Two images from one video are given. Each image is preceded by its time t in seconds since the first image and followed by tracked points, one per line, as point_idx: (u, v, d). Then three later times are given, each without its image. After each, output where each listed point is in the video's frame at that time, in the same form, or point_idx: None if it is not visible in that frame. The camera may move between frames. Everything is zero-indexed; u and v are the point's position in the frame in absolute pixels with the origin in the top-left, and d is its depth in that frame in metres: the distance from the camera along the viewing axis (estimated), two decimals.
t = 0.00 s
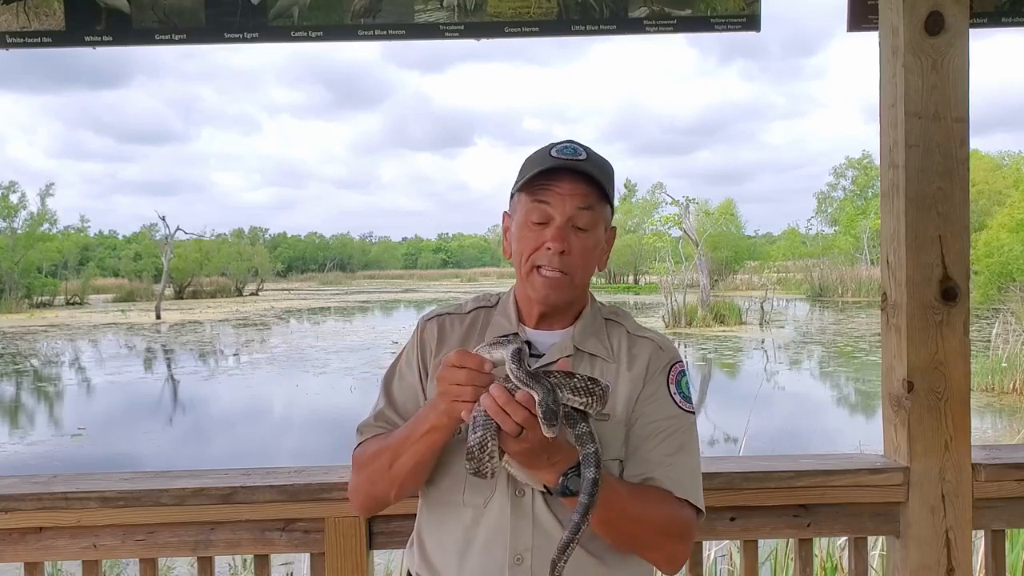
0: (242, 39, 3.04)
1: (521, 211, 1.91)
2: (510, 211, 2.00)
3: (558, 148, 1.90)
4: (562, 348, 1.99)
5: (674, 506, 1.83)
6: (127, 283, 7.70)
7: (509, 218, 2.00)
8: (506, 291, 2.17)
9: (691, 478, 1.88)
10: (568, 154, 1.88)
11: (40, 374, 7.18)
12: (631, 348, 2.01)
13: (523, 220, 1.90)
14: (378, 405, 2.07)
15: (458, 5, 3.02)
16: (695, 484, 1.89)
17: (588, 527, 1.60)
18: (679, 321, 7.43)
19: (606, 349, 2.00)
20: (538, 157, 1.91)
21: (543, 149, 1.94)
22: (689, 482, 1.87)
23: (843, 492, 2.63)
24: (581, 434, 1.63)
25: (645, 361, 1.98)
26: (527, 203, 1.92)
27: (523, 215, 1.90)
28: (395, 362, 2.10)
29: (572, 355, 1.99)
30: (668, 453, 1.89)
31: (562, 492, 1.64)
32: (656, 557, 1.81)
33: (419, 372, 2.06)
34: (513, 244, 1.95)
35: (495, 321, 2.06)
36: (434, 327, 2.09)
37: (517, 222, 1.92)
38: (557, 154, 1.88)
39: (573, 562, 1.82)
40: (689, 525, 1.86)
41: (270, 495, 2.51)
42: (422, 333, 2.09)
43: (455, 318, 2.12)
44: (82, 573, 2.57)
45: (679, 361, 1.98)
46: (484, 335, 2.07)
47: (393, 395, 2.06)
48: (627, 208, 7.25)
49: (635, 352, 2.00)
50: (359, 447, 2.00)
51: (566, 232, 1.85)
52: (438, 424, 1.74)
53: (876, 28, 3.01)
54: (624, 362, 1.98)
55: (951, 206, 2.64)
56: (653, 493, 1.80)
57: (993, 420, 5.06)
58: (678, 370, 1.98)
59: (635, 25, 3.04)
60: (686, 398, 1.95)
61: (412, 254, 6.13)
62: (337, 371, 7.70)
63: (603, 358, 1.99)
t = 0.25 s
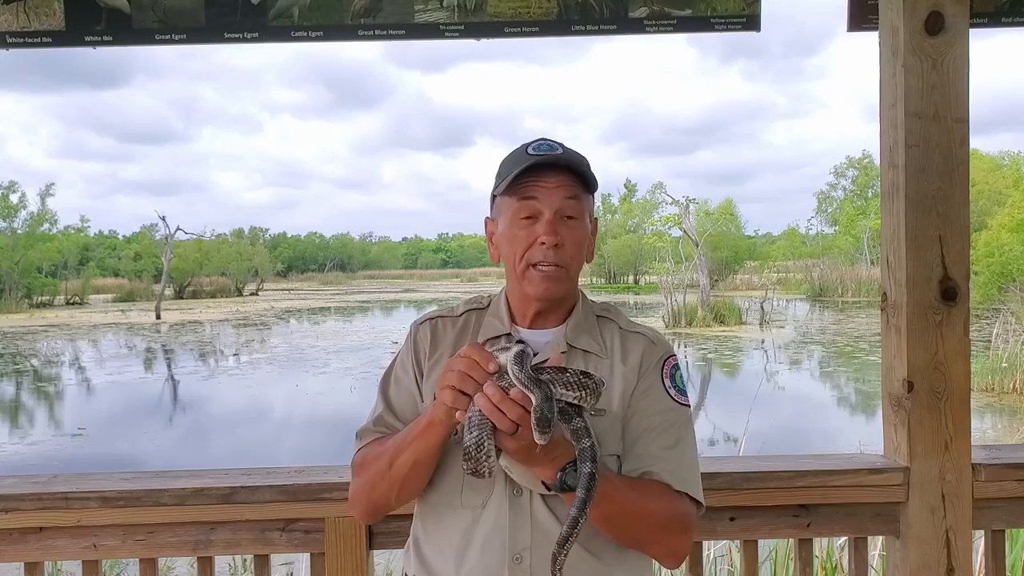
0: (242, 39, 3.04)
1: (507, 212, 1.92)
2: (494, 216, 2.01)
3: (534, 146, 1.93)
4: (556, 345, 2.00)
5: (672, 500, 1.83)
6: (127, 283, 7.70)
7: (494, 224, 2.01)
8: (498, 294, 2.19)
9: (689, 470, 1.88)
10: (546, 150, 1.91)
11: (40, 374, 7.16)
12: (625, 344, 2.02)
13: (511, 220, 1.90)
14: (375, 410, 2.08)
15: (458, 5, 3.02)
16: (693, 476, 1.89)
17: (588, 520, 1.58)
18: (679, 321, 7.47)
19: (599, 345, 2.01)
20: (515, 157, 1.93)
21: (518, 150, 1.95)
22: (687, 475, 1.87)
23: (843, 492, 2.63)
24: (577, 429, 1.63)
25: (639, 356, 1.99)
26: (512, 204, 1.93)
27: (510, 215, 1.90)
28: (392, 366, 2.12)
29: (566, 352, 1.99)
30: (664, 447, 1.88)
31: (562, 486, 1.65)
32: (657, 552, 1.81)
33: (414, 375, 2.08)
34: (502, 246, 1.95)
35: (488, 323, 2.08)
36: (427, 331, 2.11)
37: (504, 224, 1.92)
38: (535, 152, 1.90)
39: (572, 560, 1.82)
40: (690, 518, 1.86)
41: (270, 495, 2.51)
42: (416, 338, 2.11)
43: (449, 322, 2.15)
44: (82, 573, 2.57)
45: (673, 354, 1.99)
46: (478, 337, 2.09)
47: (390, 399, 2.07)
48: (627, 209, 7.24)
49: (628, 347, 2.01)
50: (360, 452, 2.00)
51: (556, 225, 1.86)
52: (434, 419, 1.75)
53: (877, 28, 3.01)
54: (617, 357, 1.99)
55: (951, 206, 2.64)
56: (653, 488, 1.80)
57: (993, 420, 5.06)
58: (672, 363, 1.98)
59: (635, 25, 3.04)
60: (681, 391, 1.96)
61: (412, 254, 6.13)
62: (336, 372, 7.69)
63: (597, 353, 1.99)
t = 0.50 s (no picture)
0: (242, 39, 3.03)
1: (493, 222, 1.92)
2: (477, 224, 2.00)
3: (512, 151, 1.93)
4: (545, 345, 2.01)
5: (673, 494, 1.82)
6: (127, 283, 7.70)
7: (477, 231, 2.00)
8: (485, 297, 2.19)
9: (684, 463, 1.87)
10: (525, 154, 1.91)
11: (40, 374, 7.15)
12: (614, 340, 2.03)
13: (499, 228, 1.90)
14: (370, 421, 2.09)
15: (458, 5, 3.02)
16: (688, 469, 1.88)
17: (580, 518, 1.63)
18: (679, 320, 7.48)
19: (588, 342, 2.01)
20: (495, 164, 1.93)
21: (496, 156, 1.95)
22: (682, 468, 1.86)
23: (843, 492, 2.63)
24: (575, 426, 1.62)
25: (628, 351, 1.99)
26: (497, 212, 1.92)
27: (497, 224, 1.91)
28: (383, 377, 2.13)
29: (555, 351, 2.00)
30: (657, 441, 1.88)
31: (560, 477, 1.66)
32: (658, 546, 1.82)
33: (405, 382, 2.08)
34: (491, 254, 1.95)
35: (476, 327, 2.08)
36: (415, 338, 2.11)
37: (491, 232, 1.92)
38: (514, 157, 1.91)
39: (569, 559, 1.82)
40: (689, 512, 1.86)
41: (270, 495, 2.51)
42: (405, 345, 2.11)
43: (437, 327, 2.14)
44: (82, 573, 2.57)
45: (662, 349, 1.99)
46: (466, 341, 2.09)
47: (383, 408, 2.09)
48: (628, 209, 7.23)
49: (617, 343, 2.02)
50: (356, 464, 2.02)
51: (545, 229, 1.87)
52: (431, 425, 1.78)
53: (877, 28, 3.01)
54: (607, 354, 2.00)
55: (951, 207, 2.64)
56: (652, 481, 1.80)
57: (993, 420, 5.07)
58: (662, 358, 1.98)
59: (635, 25, 3.04)
60: (672, 384, 1.95)
61: (412, 254, 6.13)
62: (336, 372, 7.68)
63: (586, 351, 2.00)
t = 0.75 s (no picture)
0: (242, 39, 3.03)
1: (483, 225, 1.91)
2: (466, 227, 2.00)
3: (499, 155, 1.94)
4: (537, 345, 2.01)
5: (673, 488, 1.84)
6: (127, 283, 7.70)
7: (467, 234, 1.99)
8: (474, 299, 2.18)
9: (682, 458, 1.88)
10: (512, 156, 1.93)
11: (40, 374, 7.16)
12: (607, 338, 2.02)
13: (492, 231, 1.90)
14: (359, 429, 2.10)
15: (458, 5, 3.02)
16: (685, 464, 1.89)
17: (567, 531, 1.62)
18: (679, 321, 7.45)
19: (581, 341, 2.01)
20: (484, 168, 1.94)
21: (483, 160, 1.96)
22: (680, 463, 1.87)
23: (843, 492, 2.63)
24: (572, 441, 1.62)
25: (622, 349, 1.99)
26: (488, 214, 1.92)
27: (489, 226, 1.90)
28: (372, 386, 2.13)
29: (548, 351, 1.99)
30: (653, 439, 1.89)
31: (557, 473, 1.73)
32: (658, 541, 1.84)
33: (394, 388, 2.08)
34: (484, 257, 1.94)
35: (467, 330, 2.08)
36: (406, 344, 2.08)
37: (483, 235, 1.92)
38: (503, 160, 1.92)
39: (568, 560, 1.82)
40: (689, 507, 1.86)
41: (270, 495, 2.51)
42: (394, 351, 2.10)
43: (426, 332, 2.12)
44: (82, 573, 2.57)
45: (655, 346, 1.99)
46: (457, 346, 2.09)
47: (372, 415, 2.09)
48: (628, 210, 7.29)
49: (610, 341, 2.02)
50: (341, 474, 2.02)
51: (537, 229, 1.88)
52: (417, 431, 1.79)
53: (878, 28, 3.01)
54: (600, 351, 1.99)
55: (951, 207, 2.64)
56: (652, 477, 1.80)
57: (993, 420, 5.07)
58: (656, 355, 1.98)
59: (635, 25, 3.04)
60: (667, 379, 1.95)
61: (412, 254, 6.12)
62: (336, 372, 7.67)
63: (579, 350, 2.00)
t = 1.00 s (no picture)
0: (242, 39, 3.03)
1: (461, 229, 1.92)
2: (445, 229, 2.01)
3: (476, 156, 1.93)
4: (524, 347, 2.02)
5: (677, 482, 1.87)
6: (127, 283, 7.71)
7: (446, 236, 2.00)
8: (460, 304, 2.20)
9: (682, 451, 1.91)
10: (489, 157, 1.92)
11: (41, 374, 7.17)
12: (595, 336, 2.06)
13: (468, 235, 1.91)
14: (348, 442, 2.10)
15: (458, 5, 3.02)
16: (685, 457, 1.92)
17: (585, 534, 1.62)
18: (679, 321, 7.57)
19: (568, 340, 2.04)
20: (460, 170, 1.93)
21: (460, 160, 1.95)
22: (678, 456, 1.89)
23: (843, 492, 2.63)
24: (592, 444, 1.61)
25: (611, 346, 2.02)
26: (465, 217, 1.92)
27: (466, 230, 1.91)
28: (357, 396, 2.13)
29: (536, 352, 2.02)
30: (652, 434, 1.91)
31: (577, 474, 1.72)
32: (665, 536, 1.86)
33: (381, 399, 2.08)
34: (462, 259, 1.96)
35: (453, 334, 2.08)
36: (391, 354, 2.09)
37: (461, 239, 1.93)
38: (479, 162, 1.92)
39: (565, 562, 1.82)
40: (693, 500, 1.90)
41: (270, 495, 2.51)
42: (380, 362, 2.10)
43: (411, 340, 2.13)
44: (82, 573, 2.57)
45: (644, 341, 2.01)
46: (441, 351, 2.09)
47: (359, 428, 2.08)
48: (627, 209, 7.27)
49: (598, 338, 2.05)
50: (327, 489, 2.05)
51: (514, 232, 1.89)
52: (401, 443, 1.82)
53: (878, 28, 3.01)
54: (589, 348, 2.03)
55: (951, 207, 2.64)
56: (657, 473, 1.84)
57: (993, 420, 5.07)
58: (645, 351, 2.00)
59: (635, 25, 3.04)
60: (658, 374, 1.97)
61: (412, 254, 6.11)
62: (337, 372, 7.67)
63: (567, 349, 2.02)
